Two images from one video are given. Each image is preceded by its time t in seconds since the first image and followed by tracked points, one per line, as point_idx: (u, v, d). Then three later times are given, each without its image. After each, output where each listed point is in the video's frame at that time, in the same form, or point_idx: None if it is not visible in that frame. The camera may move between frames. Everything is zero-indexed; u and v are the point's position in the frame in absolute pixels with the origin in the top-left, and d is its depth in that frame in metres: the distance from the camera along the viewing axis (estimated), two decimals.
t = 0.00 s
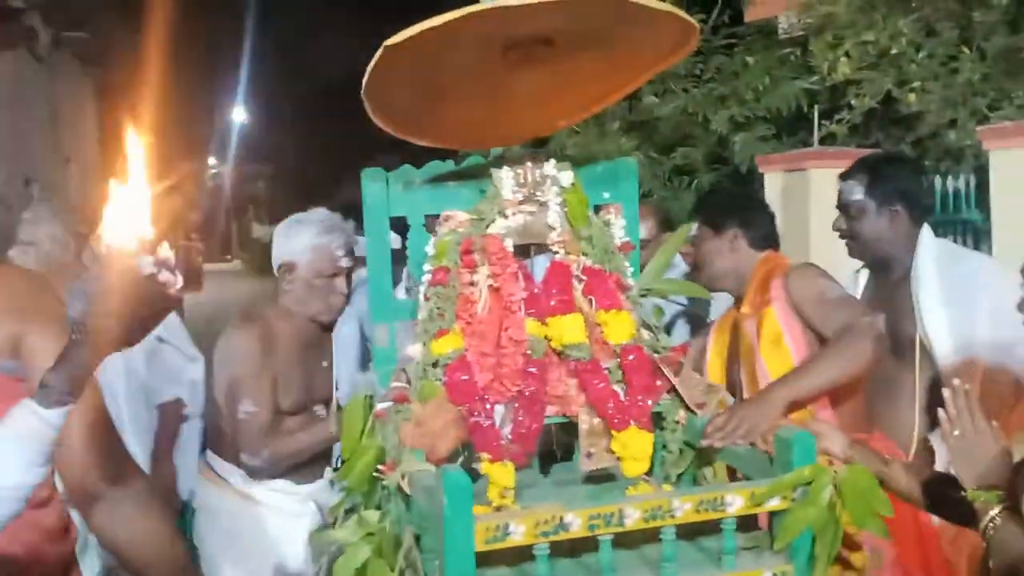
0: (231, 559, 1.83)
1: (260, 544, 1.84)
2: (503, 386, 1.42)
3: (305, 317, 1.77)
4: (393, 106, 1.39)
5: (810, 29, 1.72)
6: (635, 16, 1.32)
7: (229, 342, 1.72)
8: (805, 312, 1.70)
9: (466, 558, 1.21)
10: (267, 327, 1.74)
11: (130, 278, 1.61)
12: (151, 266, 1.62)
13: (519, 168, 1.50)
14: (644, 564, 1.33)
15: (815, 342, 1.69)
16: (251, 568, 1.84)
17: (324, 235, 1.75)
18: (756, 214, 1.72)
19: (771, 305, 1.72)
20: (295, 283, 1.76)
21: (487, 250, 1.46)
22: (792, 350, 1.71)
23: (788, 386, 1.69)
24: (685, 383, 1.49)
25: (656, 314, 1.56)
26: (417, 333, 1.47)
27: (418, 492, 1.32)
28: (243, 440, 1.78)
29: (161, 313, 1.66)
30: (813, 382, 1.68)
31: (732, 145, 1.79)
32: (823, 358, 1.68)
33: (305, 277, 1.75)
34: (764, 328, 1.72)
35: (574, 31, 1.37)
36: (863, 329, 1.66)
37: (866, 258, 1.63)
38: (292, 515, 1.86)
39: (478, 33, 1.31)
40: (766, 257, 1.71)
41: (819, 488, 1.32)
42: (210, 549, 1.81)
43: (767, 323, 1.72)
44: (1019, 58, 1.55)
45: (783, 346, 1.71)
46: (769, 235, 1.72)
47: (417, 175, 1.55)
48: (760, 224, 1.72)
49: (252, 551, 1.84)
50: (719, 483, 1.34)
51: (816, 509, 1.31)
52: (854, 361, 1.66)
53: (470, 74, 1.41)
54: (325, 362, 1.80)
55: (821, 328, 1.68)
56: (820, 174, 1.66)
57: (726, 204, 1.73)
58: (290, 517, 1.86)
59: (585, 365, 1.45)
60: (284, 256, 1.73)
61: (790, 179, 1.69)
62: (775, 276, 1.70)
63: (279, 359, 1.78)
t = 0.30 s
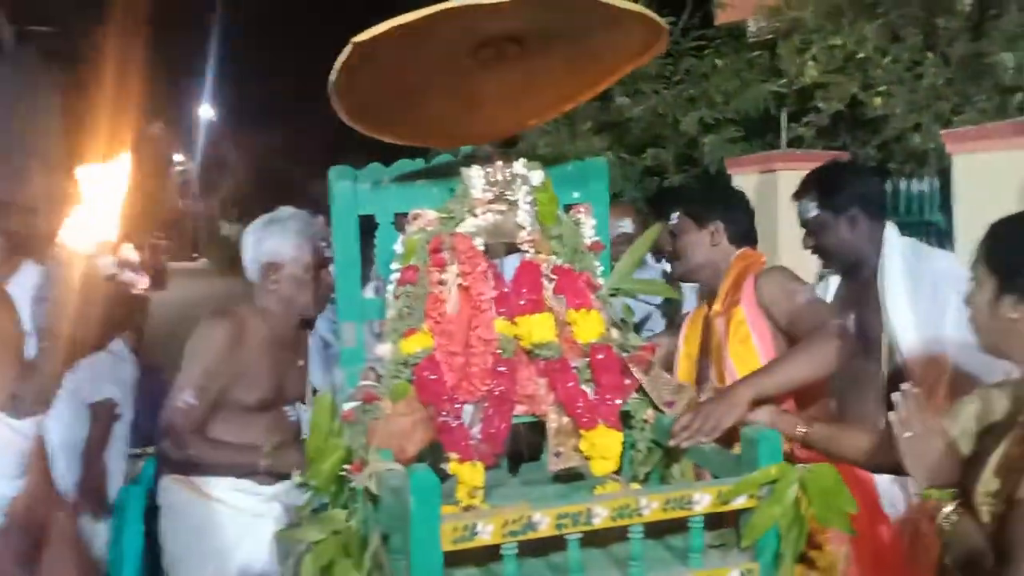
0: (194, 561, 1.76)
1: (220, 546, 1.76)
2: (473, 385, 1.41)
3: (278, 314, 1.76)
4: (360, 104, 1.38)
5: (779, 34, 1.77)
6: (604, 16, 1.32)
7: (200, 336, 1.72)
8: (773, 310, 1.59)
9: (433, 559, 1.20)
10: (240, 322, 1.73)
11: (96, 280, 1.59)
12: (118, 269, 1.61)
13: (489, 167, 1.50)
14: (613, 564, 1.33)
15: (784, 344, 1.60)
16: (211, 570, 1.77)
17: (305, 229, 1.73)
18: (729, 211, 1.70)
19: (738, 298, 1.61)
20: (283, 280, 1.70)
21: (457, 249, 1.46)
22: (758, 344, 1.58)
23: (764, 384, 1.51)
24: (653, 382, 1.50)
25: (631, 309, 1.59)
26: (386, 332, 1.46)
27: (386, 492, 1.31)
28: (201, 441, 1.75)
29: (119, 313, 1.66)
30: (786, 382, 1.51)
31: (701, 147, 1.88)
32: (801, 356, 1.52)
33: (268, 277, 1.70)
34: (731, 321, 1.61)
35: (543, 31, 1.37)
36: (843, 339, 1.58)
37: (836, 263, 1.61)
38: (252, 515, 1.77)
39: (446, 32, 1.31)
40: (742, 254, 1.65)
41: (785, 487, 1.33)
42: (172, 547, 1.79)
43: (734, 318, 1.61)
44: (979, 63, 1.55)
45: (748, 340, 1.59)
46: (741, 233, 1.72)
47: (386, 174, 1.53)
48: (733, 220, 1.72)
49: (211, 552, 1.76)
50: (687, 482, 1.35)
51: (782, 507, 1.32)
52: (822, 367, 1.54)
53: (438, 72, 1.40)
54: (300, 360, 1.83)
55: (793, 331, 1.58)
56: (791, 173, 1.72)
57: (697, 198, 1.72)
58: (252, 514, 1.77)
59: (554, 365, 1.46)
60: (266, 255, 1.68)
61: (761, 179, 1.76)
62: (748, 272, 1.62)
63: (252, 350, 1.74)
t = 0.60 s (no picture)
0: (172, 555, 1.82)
1: (192, 541, 1.83)
2: (453, 382, 1.41)
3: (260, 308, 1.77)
4: (342, 100, 1.38)
5: (759, 34, 1.74)
6: (588, 16, 1.33)
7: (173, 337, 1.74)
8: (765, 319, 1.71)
9: (414, 557, 1.20)
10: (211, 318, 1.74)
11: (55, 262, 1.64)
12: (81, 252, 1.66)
13: (471, 164, 1.49)
14: (594, 560, 1.34)
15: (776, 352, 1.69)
16: (187, 565, 1.83)
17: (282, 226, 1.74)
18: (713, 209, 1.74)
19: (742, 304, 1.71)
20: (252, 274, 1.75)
21: (438, 245, 1.45)
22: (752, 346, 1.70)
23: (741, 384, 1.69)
24: (634, 379, 1.51)
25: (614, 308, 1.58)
26: (366, 329, 1.46)
27: (367, 489, 1.30)
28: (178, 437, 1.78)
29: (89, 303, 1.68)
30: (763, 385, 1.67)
31: (681, 145, 1.84)
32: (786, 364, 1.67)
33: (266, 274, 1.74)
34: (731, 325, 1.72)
35: (526, 29, 1.38)
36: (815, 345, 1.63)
37: (832, 266, 1.60)
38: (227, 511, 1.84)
39: (430, 28, 1.30)
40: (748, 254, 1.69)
41: (765, 484, 1.34)
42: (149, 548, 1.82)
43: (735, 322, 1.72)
44: (955, 65, 1.48)
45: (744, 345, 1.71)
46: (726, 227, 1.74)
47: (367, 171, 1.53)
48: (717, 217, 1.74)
49: (187, 548, 1.82)
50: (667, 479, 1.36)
51: (761, 504, 1.34)
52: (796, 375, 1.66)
53: (420, 69, 1.40)
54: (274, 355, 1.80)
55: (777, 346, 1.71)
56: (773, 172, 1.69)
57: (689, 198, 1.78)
58: (229, 510, 1.84)
59: (535, 362, 1.45)
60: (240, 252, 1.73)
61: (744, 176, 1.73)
62: (751, 276, 1.70)
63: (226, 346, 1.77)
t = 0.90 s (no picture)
0: (159, 551, 1.84)
1: (178, 538, 1.86)
2: (443, 382, 1.41)
3: (242, 310, 1.77)
4: (331, 97, 1.37)
5: (745, 37, 1.77)
6: (579, 17, 1.32)
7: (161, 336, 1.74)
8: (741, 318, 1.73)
9: (404, 558, 1.20)
10: (200, 318, 1.75)
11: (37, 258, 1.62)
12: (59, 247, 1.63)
13: (461, 164, 1.49)
14: (582, 562, 1.34)
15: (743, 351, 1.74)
16: (171, 559, 1.85)
17: (265, 230, 1.74)
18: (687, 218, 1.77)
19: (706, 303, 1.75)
20: (233, 277, 1.75)
21: (428, 245, 1.44)
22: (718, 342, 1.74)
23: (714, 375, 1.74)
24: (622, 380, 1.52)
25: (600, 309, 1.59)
26: (356, 329, 1.46)
27: (356, 491, 1.30)
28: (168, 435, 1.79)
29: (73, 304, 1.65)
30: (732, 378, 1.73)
31: (669, 147, 1.84)
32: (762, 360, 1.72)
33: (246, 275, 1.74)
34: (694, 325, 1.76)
35: (517, 28, 1.37)
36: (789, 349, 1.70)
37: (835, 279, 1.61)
38: (218, 507, 1.87)
39: (421, 27, 1.30)
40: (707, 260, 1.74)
41: (754, 486, 1.34)
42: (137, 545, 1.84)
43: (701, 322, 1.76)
44: (941, 70, 1.51)
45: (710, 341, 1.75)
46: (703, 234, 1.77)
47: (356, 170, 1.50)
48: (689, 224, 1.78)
49: (172, 543, 1.85)
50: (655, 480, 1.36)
51: (750, 506, 1.33)
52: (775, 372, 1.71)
53: (409, 66, 1.39)
54: (265, 355, 1.82)
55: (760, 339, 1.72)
56: (758, 177, 1.70)
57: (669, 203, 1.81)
58: (216, 507, 1.87)
59: (525, 363, 1.45)
60: (224, 254, 1.73)
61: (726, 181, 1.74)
62: (712, 279, 1.74)
63: (212, 346, 1.76)
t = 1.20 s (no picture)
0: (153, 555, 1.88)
1: (170, 542, 1.88)
2: (439, 384, 1.41)
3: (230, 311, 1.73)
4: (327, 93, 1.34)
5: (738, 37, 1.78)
6: (580, 14, 1.31)
7: (152, 339, 1.81)
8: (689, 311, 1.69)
9: (396, 561, 1.18)
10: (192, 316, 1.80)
11: None
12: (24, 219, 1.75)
13: (458, 164, 1.48)
14: (577, 567, 1.33)
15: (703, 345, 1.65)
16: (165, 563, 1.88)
17: (242, 229, 1.80)
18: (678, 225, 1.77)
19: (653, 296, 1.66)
20: (213, 277, 1.82)
21: (423, 246, 1.44)
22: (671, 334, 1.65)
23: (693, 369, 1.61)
24: (620, 384, 1.49)
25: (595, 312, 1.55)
26: (350, 330, 1.44)
27: (349, 495, 1.28)
28: (169, 431, 1.83)
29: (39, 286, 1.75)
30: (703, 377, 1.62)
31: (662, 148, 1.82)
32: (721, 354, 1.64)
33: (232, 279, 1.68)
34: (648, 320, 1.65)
35: (516, 25, 1.36)
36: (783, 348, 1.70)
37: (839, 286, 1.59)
38: (210, 511, 1.89)
39: (421, 21, 1.28)
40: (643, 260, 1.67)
41: (752, 490, 1.33)
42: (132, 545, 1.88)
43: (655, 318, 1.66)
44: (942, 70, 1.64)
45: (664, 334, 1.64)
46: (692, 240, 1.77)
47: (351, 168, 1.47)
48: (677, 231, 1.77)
49: (165, 547, 1.88)
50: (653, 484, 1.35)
51: (748, 511, 1.33)
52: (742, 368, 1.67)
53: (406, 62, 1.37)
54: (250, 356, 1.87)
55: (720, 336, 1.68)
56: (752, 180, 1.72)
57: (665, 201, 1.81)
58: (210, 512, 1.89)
59: (521, 365, 1.45)
60: (204, 252, 1.80)
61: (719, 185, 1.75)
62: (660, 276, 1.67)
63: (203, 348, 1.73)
